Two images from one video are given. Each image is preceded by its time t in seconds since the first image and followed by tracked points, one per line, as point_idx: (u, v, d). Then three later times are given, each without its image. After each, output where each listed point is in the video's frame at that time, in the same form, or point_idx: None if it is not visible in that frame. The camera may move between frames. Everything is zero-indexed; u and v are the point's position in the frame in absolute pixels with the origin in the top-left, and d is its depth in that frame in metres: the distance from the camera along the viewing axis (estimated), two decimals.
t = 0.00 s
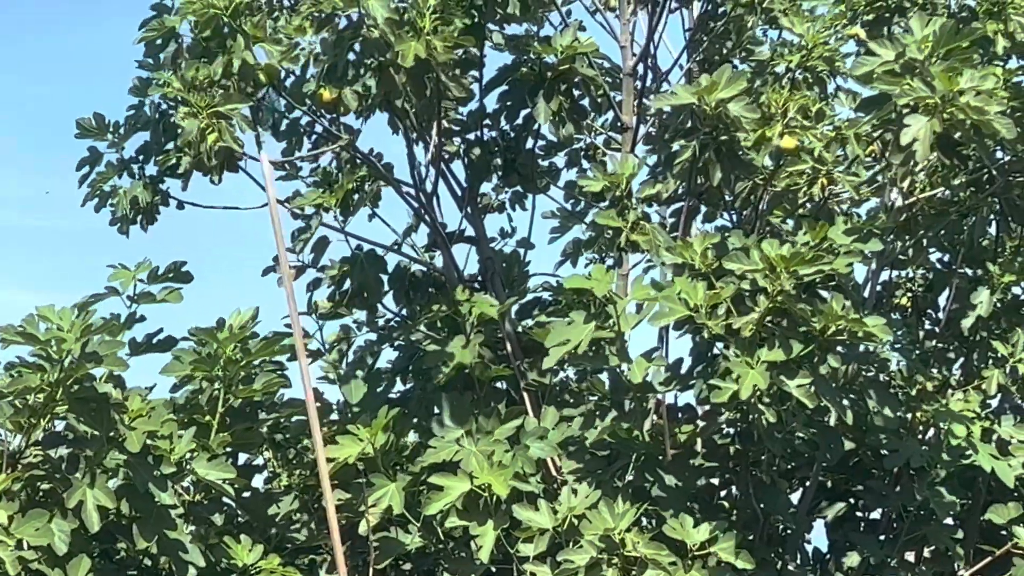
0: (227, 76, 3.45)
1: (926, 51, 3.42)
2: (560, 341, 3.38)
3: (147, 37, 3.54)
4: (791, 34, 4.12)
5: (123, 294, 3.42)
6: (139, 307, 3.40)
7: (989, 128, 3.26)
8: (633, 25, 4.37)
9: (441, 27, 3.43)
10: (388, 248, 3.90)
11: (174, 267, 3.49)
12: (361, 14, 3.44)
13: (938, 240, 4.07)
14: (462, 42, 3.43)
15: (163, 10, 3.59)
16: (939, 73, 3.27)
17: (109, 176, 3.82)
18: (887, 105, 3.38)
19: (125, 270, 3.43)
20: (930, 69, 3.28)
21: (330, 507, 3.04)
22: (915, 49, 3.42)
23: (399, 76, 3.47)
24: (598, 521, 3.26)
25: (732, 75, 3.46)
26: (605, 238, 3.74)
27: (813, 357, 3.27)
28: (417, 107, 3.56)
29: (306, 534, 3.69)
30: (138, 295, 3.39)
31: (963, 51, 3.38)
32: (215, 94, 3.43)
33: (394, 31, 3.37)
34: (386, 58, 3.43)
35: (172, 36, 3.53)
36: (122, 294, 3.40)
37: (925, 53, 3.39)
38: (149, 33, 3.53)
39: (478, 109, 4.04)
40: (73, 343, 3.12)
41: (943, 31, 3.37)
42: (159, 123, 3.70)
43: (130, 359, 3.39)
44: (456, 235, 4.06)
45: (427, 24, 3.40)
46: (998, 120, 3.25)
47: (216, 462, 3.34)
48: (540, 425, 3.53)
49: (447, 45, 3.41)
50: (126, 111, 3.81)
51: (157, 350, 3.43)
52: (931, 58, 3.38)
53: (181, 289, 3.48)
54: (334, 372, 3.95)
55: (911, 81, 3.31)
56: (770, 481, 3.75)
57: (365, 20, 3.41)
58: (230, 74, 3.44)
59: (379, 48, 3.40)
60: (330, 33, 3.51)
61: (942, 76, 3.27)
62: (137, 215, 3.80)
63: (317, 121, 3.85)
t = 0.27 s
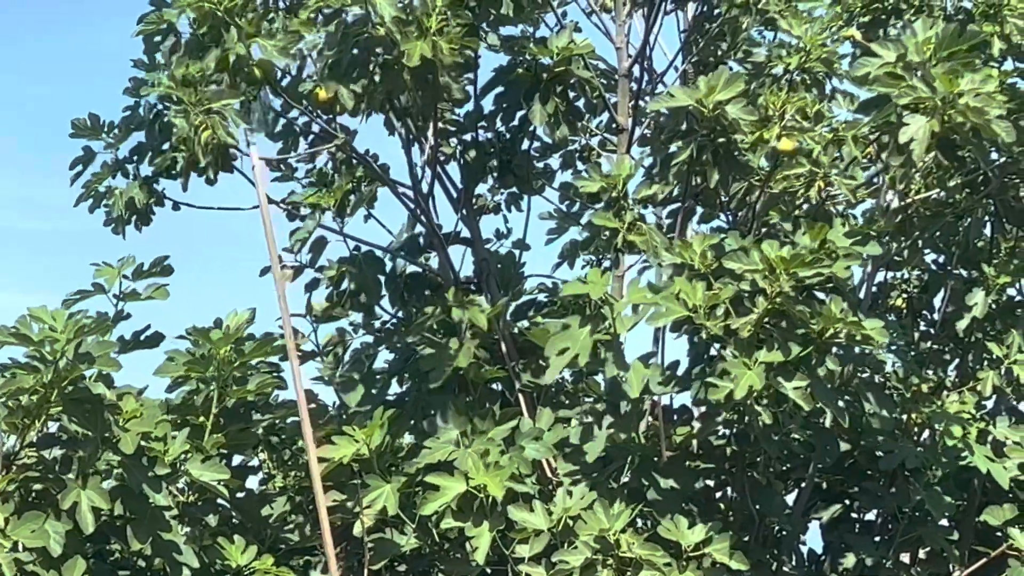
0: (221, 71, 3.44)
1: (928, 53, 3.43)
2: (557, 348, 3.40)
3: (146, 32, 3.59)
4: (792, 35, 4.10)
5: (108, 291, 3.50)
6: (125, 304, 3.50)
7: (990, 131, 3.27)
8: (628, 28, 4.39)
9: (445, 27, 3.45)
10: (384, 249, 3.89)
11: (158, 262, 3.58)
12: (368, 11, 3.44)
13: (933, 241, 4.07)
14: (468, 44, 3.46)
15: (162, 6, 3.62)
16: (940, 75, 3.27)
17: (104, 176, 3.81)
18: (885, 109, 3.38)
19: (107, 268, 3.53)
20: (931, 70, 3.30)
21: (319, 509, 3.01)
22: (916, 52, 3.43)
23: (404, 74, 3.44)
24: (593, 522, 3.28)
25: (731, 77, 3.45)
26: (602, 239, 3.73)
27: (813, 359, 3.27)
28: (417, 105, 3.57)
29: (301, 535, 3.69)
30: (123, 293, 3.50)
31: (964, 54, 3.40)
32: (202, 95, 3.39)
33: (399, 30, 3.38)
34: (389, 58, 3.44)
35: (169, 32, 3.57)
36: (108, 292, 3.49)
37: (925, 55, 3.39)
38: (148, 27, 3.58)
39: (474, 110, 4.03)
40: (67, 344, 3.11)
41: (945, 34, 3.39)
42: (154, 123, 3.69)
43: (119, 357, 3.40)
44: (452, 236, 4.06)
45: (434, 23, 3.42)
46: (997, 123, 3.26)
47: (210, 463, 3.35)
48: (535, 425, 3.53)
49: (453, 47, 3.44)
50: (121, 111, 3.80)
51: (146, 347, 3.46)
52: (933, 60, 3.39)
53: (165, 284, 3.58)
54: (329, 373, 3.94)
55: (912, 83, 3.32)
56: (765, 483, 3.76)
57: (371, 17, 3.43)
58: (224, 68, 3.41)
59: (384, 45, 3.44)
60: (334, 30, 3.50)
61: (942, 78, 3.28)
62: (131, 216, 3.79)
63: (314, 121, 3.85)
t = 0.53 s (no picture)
0: (215, 60, 3.45)
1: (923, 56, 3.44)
2: (557, 348, 3.41)
3: (146, 30, 3.62)
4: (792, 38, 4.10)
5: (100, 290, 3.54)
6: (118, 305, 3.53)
7: (987, 135, 3.25)
8: (625, 30, 4.39)
9: (447, 27, 3.48)
10: (381, 251, 3.90)
11: (151, 262, 3.61)
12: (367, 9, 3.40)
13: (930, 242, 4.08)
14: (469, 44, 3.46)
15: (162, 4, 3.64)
16: (936, 77, 3.27)
17: (100, 180, 3.81)
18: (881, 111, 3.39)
19: (98, 268, 3.55)
20: (927, 73, 3.30)
21: (312, 512, 2.97)
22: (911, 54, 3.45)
23: (405, 71, 3.42)
24: (589, 524, 3.27)
25: (730, 77, 3.45)
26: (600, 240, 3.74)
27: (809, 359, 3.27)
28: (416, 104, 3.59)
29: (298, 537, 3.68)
30: (117, 293, 3.53)
31: (959, 57, 3.42)
32: (203, 91, 3.40)
33: (401, 27, 3.37)
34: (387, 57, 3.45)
35: (168, 29, 3.60)
36: (102, 293, 3.52)
37: (921, 58, 3.40)
38: (148, 25, 3.61)
39: (471, 112, 4.03)
40: (63, 346, 3.12)
41: (940, 37, 3.42)
42: (150, 125, 3.70)
43: (113, 358, 3.40)
44: (448, 238, 4.06)
45: (435, 23, 3.45)
46: (992, 126, 3.25)
47: (206, 464, 3.36)
48: (531, 427, 3.56)
49: (454, 47, 3.46)
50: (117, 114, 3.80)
51: (141, 348, 3.46)
52: (929, 62, 3.41)
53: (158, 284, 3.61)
54: (326, 375, 3.94)
55: (907, 84, 3.33)
56: (762, 484, 3.77)
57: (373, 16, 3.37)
58: (220, 58, 3.44)
59: (385, 43, 3.38)
60: (335, 28, 3.48)
61: (938, 80, 3.28)
62: (127, 219, 3.79)
63: (312, 122, 3.87)
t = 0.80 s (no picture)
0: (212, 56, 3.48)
1: (918, 57, 3.44)
2: (559, 350, 3.39)
3: (141, 35, 3.62)
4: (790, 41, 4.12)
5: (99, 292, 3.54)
6: (116, 308, 3.53)
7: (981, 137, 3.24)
8: (623, 33, 4.39)
9: (439, 27, 3.42)
10: (378, 254, 3.90)
11: (151, 266, 3.61)
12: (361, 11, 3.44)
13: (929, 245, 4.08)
14: (460, 42, 3.42)
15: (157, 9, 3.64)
16: (930, 80, 3.28)
17: (99, 180, 3.81)
18: (878, 113, 3.40)
19: (97, 272, 3.56)
20: (923, 76, 3.31)
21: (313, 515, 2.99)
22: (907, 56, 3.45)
23: (397, 73, 3.42)
24: (589, 531, 3.26)
25: (728, 78, 3.45)
26: (598, 242, 3.74)
27: (807, 362, 3.28)
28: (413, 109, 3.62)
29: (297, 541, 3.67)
30: (115, 297, 3.53)
31: (956, 58, 3.41)
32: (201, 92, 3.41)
33: (393, 27, 3.39)
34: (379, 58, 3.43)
35: (164, 34, 3.60)
36: (100, 296, 3.52)
37: (917, 61, 3.41)
38: (143, 30, 3.61)
39: (469, 116, 4.04)
40: (61, 351, 3.11)
41: (936, 39, 3.41)
42: (150, 127, 3.70)
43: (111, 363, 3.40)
44: (447, 242, 4.07)
45: (427, 23, 3.41)
46: (988, 129, 3.25)
47: (204, 468, 3.34)
48: (529, 431, 3.57)
49: (445, 46, 3.40)
50: (118, 115, 3.80)
51: (139, 352, 3.45)
52: (925, 65, 3.41)
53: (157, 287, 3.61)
54: (324, 379, 3.94)
55: (902, 87, 3.34)
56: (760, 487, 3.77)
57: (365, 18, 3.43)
58: (217, 56, 3.47)
59: (377, 44, 3.40)
60: (329, 29, 3.51)
61: (934, 83, 3.29)
62: (126, 219, 3.79)
63: (310, 125, 3.87)
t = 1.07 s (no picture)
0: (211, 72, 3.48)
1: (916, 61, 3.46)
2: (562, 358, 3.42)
3: (141, 42, 3.63)
4: (785, 45, 4.14)
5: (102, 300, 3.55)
6: (119, 317, 3.53)
7: (978, 140, 3.23)
8: (625, 39, 4.41)
9: (434, 33, 3.45)
10: (379, 261, 3.90)
11: (154, 274, 3.62)
12: (356, 19, 3.44)
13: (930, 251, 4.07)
14: (453, 48, 3.45)
15: (157, 15, 3.65)
16: (928, 84, 3.29)
17: (101, 187, 3.82)
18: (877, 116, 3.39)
19: (100, 280, 3.56)
20: (920, 80, 3.32)
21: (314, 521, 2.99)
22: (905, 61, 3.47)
23: (392, 80, 3.44)
24: (593, 538, 3.27)
25: (719, 87, 3.47)
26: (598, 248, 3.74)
27: (807, 368, 3.27)
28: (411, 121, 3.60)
29: (298, 549, 3.66)
30: (118, 306, 3.53)
31: (953, 63, 3.42)
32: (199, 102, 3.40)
33: (386, 34, 3.41)
34: (377, 64, 3.45)
35: (164, 41, 3.62)
36: (104, 304, 3.52)
37: (915, 65, 3.42)
38: (142, 38, 3.62)
39: (470, 123, 4.05)
40: (61, 360, 3.13)
41: (933, 43, 3.42)
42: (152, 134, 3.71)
43: (113, 371, 3.41)
44: (448, 248, 4.07)
45: (420, 29, 3.43)
46: (986, 132, 3.25)
47: (205, 476, 3.33)
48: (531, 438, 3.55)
49: (439, 52, 3.43)
50: (121, 121, 3.81)
51: (142, 360, 3.46)
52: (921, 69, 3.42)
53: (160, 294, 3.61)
54: (324, 386, 3.94)
55: (900, 91, 3.35)
56: (761, 494, 3.77)
57: (360, 26, 3.43)
58: (216, 72, 3.48)
59: (372, 52, 3.44)
60: (322, 38, 3.51)
61: (931, 87, 3.29)
62: (128, 226, 3.79)
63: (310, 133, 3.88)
